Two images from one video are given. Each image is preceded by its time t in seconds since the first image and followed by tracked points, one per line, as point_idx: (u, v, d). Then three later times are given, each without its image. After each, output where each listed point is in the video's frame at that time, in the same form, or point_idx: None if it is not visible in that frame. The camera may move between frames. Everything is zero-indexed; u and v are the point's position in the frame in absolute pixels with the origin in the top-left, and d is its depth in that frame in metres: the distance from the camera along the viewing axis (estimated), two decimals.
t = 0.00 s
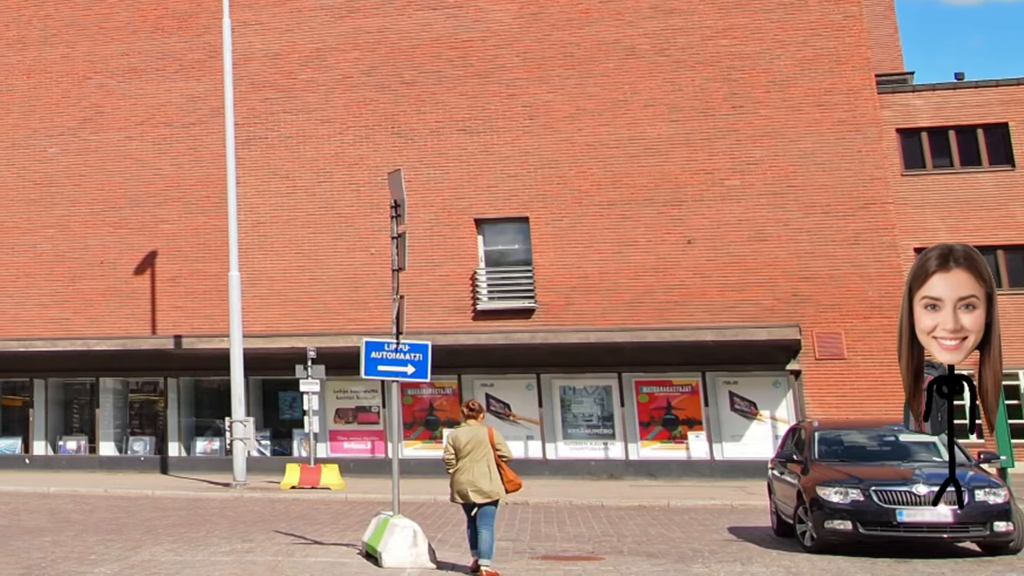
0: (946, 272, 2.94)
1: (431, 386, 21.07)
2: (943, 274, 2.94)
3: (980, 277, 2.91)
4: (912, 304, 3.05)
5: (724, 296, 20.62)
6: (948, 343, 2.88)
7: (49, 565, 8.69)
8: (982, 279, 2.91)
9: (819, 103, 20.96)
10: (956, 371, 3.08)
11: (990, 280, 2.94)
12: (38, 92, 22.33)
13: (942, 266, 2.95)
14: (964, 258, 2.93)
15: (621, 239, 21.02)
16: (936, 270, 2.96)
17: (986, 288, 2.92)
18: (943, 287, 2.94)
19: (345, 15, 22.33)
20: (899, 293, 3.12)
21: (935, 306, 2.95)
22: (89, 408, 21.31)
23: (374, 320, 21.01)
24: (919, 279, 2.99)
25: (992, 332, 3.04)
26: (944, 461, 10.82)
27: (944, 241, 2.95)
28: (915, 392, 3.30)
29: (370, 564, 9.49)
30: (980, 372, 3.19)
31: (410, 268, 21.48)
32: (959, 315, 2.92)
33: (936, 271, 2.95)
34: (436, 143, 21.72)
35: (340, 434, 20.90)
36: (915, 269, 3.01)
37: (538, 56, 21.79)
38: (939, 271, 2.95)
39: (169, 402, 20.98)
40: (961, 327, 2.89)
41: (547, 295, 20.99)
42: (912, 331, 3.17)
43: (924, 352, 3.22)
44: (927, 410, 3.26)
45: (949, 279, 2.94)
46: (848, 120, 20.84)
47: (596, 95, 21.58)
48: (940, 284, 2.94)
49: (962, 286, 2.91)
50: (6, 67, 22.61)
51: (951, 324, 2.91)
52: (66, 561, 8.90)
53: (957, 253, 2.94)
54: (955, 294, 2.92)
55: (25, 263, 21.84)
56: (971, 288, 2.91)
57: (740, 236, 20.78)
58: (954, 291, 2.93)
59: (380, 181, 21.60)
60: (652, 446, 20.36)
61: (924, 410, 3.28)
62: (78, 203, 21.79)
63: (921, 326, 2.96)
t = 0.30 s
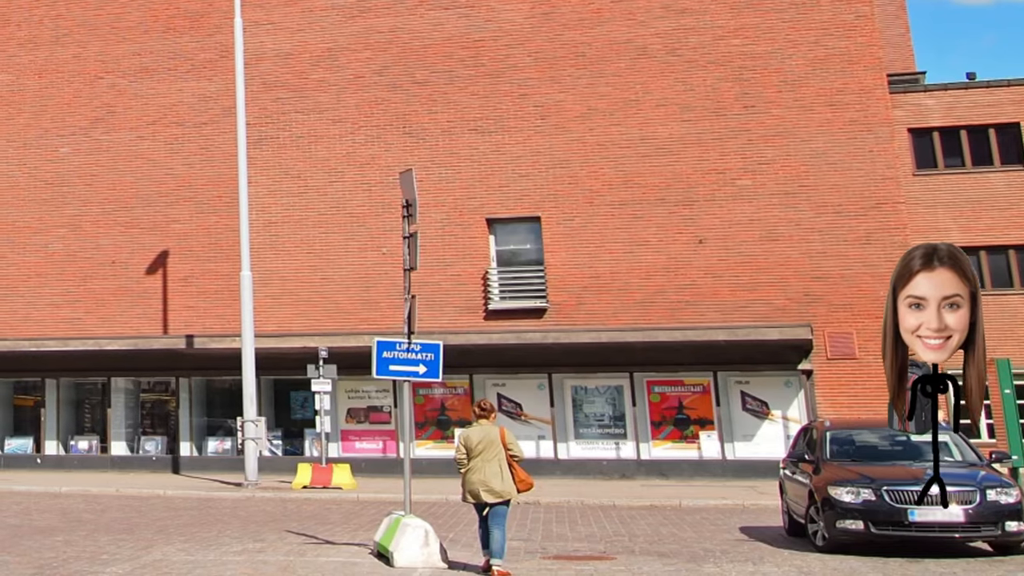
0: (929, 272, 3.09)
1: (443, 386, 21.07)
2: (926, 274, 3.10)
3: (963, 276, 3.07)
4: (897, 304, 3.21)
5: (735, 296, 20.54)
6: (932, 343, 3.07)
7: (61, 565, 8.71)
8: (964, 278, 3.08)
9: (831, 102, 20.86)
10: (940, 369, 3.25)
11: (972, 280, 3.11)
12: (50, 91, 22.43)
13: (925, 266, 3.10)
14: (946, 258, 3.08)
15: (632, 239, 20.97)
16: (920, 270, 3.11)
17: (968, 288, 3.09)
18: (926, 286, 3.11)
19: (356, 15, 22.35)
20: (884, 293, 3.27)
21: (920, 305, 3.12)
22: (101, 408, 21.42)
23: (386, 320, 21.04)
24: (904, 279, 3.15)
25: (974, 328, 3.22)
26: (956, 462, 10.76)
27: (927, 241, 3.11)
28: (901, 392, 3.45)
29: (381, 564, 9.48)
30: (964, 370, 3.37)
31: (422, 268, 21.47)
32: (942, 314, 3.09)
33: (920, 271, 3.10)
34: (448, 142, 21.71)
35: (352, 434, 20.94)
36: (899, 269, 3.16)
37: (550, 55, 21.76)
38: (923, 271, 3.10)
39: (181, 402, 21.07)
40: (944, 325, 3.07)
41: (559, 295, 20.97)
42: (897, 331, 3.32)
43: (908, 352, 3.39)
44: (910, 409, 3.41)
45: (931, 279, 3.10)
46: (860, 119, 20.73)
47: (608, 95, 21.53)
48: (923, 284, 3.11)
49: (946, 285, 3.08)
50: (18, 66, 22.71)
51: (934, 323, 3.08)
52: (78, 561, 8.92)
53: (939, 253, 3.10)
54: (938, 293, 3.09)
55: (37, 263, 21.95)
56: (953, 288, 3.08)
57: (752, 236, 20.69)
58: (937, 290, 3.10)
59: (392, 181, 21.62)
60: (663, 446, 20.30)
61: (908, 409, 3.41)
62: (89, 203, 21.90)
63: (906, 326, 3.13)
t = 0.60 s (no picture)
0: (913, 271, 3.03)
1: (455, 386, 21.06)
2: (910, 272, 3.04)
3: (948, 275, 3.02)
4: (880, 303, 3.14)
5: (747, 296, 20.46)
6: (916, 342, 3.01)
7: (72, 565, 8.74)
8: (949, 277, 3.02)
9: (842, 102, 20.77)
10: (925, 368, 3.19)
11: (958, 278, 3.05)
12: (61, 91, 22.53)
13: (909, 264, 3.04)
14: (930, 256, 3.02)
15: (644, 239, 20.92)
16: (904, 268, 3.05)
17: (952, 287, 3.03)
18: (910, 285, 3.05)
19: (367, 15, 22.37)
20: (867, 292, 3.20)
21: (903, 304, 3.06)
22: (113, 408, 21.54)
23: (397, 320, 21.08)
24: (887, 277, 3.09)
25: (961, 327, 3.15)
26: (967, 462, 10.66)
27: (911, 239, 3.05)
28: (884, 392, 3.33)
29: (393, 563, 9.48)
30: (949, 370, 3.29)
31: (434, 268, 21.46)
32: (927, 313, 3.03)
33: (904, 269, 3.05)
34: (459, 142, 21.70)
35: (363, 434, 20.98)
36: (882, 268, 3.10)
37: (561, 55, 21.73)
38: (906, 269, 3.04)
39: (192, 402, 21.18)
40: (929, 325, 3.01)
41: (570, 295, 20.94)
42: (880, 331, 3.25)
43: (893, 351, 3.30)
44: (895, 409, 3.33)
45: (916, 277, 3.04)
46: (871, 119, 20.62)
47: (619, 95, 21.48)
48: (907, 283, 3.05)
49: (931, 284, 3.02)
50: (29, 66, 22.80)
51: (919, 322, 3.02)
52: (89, 561, 8.94)
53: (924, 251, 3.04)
54: (923, 292, 3.03)
55: (48, 262, 22.05)
56: (937, 286, 3.02)
57: (763, 235, 20.60)
58: (922, 289, 3.04)
59: (403, 181, 21.64)
60: (675, 446, 20.24)
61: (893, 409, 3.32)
62: (101, 203, 22.00)
63: (890, 325, 3.07)
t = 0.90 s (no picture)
0: (897, 269, 3.33)
1: (466, 386, 21.05)
2: (894, 271, 3.33)
3: (931, 274, 3.30)
4: (864, 302, 3.43)
5: (759, 295, 20.38)
6: (900, 341, 3.30)
7: (84, 564, 8.76)
8: (931, 277, 3.31)
9: (854, 102, 20.68)
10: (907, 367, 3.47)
11: (940, 278, 3.33)
12: (73, 91, 22.62)
13: (893, 264, 3.33)
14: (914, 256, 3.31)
15: (656, 239, 20.86)
16: (888, 267, 3.34)
17: (934, 288, 3.31)
18: (894, 284, 3.34)
19: (379, 15, 22.38)
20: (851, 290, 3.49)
21: (888, 304, 3.34)
22: (125, 407, 21.67)
23: (409, 320, 21.12)
24: (871, 277, 3.37)
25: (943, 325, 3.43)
26: (979, 462, 10.59)
27: (897, 238, 3.34)
28: (868, 390, 3.61)
29: (405, 563, 9.48)
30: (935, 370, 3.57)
31: (446, 267, 21.44)
32: (912, 312, 3.31)
33: (888, 269, 3.34)
34: (471, 142, 21.69)
35: (375, 434, 21.01)
36: (868, 269, 3.38)
37: (573, 55, 21.69)
38: (890, 268, 3.33)
39: (204, 401, 21.28)
40: (912, 324, 3.30)
41: (582, 295, 20.91)
42: (863, 329, 3.52)
43: (876, 351, 3.58)
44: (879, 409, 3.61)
45: (899, 277, 3.33)
46: (883, 119, 20.50)
47: (631, 95, 21.43)
48: (891, 282, 3.34)
49: (915, 283, 3.32)
50: (41, 66, 22.90)
51: (903, 321, 3.31)
52: (101, 561, 8.97)
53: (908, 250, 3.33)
54: (907, 291, 3.32)
55: (60, 262, 22.15)
56: (920, 286, 3.31)
57: (775, 235, 20.52)
58: (905, 289, 3.33)
59: (415, 181, 21.66)
60: (687, 446, 20.18)
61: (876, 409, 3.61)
62: (113, 203, 22.10)
63: (874, 324, 3.35)
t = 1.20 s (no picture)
0: (881, 269, 3.48)
1: (478, 385, 21.03)
2: (879, 270, 3.48)
3: (914, 273, 3.45)
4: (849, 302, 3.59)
5: (771, 295, 20.31)
6: (884, 340, 3.45)
7: (96, 564, 8.78)
8: (915, 276, 3.46)
9: (865, 101, 20.62)
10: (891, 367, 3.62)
11: (923, 277, 3.48)
12: (85, 90, 22.71)
13: (876, 263, 3.49)
14: (896, 256, 3.47)
15: (667, 239, 20.81)
16: (872, 267, 3.50)
17: (917, 288, 3.47)
18: (878, 283, 3.49)
19: (391, 14, 22.39)
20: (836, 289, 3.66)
21: (872, 303, 3.50)
22: (136, 407, 21.79)
23: (421, 320, 21.16)
24: (857, 276, 3.54)
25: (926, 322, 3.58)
26: (991, 461, 10.54)
27: (880, 239, 3.50)
28: (853, 389, 3.78)
29: (416, 563, 9.48)
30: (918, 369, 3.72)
31: (458, 267, 21.40)
32: (895, 311, 3.47)
33: (872, 268, 3.50)
34: (483, 141, 21.68)
35: (387, 433, 21.04)
36: (852, 268, 3.55)
37: (584, 55, 21.66)
38: (874, 268, 3.49)
39: (216, 401, 21.38)
40: (896, 323, 3.46)
41: (594, 295, 20.86)
42: (848, 329, 3.67)
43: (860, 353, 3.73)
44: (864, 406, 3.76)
45: (883, 275, 3.48)
46: (894, 119, 20.44)
47: (642, 94, 21.37)
48: (874, 282, 3.50)
49: (898, 282, 3.47)
50: (52, 66, 22.97)
51: (887, 321, 3.46)
52: (113, 561, 8.99)
53: (891, 249, 3.49)
54: (891, 290, 3.47)
55: (72, 262, 22.23)
56: (903, 286, 3.47)
57: (787, 235, 20.44)
58: (889, 289, 3.49)
59: (427, 181, 21.68)
60: (698, 446, 20.13)
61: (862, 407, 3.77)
62: (125, 203, 22.18)
63: (859, 322, 3.51)
